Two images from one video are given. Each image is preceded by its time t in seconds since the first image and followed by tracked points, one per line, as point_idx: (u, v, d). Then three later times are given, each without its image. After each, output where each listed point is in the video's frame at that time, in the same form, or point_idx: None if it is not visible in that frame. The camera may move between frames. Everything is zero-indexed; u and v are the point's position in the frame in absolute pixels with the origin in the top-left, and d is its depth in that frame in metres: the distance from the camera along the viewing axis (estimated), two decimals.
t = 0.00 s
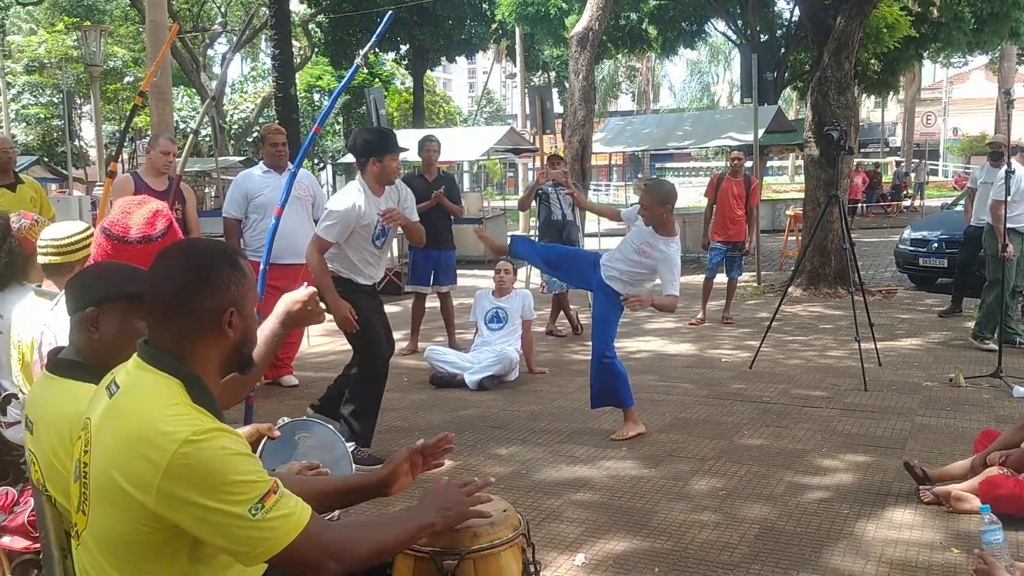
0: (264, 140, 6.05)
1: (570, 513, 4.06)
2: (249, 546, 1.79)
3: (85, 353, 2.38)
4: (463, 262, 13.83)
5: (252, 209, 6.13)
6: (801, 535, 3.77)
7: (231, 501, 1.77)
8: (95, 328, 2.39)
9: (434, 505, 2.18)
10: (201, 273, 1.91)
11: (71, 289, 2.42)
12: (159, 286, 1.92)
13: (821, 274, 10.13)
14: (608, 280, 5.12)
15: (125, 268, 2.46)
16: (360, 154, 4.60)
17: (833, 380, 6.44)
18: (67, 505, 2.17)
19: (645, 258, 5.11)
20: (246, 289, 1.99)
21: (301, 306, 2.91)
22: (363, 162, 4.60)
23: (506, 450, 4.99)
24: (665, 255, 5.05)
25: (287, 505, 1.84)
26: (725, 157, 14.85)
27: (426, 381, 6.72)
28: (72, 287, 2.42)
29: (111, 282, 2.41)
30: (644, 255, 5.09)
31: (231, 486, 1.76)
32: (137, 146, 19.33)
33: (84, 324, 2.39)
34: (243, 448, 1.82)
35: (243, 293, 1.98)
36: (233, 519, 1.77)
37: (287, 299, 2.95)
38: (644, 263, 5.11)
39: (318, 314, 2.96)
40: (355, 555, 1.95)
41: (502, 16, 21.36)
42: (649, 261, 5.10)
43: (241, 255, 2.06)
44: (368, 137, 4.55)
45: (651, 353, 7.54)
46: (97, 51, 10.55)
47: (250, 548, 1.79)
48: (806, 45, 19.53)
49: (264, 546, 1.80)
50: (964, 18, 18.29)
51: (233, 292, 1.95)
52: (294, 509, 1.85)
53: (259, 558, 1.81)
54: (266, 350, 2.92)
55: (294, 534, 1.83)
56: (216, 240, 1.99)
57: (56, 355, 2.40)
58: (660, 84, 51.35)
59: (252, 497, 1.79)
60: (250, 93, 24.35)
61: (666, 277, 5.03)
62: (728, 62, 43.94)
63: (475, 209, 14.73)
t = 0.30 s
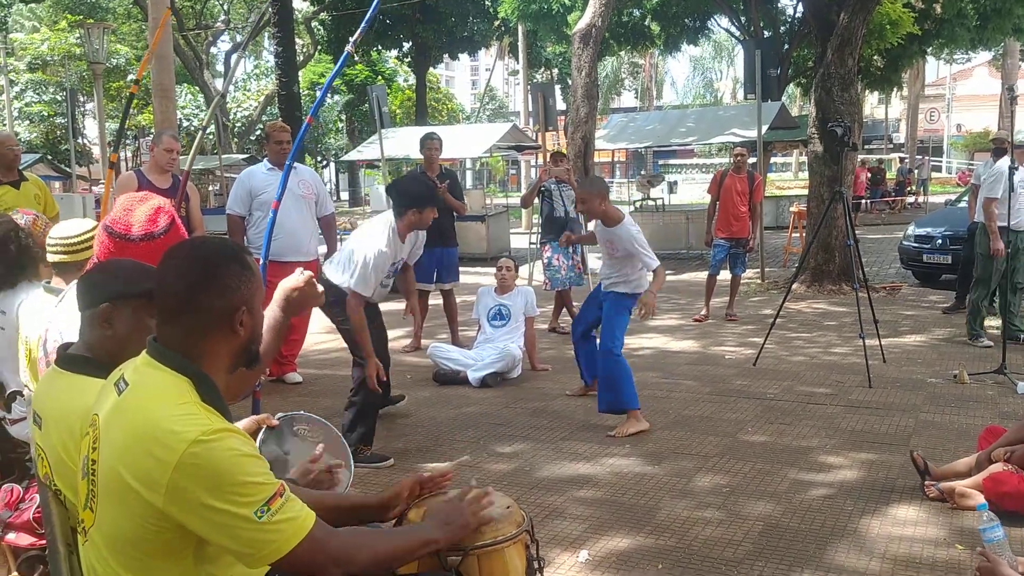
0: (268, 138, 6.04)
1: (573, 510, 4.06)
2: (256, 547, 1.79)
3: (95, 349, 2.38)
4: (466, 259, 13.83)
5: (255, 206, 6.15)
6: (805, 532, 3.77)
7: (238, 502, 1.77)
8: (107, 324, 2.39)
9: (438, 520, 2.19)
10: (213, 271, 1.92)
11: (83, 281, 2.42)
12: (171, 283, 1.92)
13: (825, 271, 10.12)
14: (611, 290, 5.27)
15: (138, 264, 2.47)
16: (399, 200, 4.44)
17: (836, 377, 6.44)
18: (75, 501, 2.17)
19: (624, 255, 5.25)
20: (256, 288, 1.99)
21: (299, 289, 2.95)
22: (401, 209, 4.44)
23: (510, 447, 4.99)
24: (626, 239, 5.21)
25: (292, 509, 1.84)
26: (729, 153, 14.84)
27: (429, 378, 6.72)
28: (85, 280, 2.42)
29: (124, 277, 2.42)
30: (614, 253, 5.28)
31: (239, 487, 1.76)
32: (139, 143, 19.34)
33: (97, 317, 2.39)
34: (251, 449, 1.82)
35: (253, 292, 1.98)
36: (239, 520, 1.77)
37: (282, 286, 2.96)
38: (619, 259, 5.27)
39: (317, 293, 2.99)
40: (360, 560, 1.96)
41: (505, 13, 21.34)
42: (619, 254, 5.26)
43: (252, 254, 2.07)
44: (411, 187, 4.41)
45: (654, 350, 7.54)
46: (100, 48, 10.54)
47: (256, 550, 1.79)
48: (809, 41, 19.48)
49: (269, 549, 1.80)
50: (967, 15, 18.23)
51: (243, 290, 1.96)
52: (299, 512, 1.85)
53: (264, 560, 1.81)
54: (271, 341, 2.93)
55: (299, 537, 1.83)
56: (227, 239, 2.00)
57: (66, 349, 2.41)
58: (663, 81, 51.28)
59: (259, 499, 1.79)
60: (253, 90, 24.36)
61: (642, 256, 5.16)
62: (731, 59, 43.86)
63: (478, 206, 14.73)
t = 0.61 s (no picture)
0: (275, 131, 6.05)
1: (579, 502, 4.07)
2: (260, 537, 1.80)
3: (108, 343, 2.40)
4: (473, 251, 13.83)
5: (262, 199, 6.15)
6: (812, 524, 3.76)
7: (242, 492, 1.77)
8: (133, 319, 2.42)
9: (443, 515, 2.23)
10: (216, 262, 1.93)
11: (91, 277, 2.42)
12: (174, 274, 1.92)
13: (833, 264, 10.09)
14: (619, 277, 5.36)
15: (146, 258, 2.49)
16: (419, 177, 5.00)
17: (844, 370, 6.43)
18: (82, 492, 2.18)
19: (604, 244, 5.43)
20: (260, 279, 2.00)
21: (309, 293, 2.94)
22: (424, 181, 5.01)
23: (516, 439, 5.00)
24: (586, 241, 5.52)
25: (297, 499, 1.85)
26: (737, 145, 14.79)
27: (436, 371, 6.74)
28: (94, 275, 2.41)
29: (133, 272, 2.43)
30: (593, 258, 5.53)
31: (243, 478, 1.77)
32: (147, 136, 19.37)
33: (123, 313, 2.41)
34: (254, 440, 1.83)
35: (256, 283, 1.99)
36: (244, 512, 1.78)
37: (297, 288, 2.96)
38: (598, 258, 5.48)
39: (329, 302, 2.97)
40: (363, 549, 1.98)
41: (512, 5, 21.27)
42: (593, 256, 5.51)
43: (254, 245, 2.07)
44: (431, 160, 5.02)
45: (661, 343, 7.53)
46: (107, 40, 10.54)
47: (260, 540, 1.80)
48: (818, 33, 19.36)
49: (273, 539, 1.81)
50: (976, 6, 18.05)
51: (246, 282, 1.97)
52: (303, 502, 1.86)
53: (268, 551, 1.82)
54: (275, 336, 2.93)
55: (303, 526, 1.84)
56: (229, 231, 2.01)
57: (71, 341, 2.42)
58: (671, 72, 51.09)
59: (263, 490, 1.80)
60: (260, 82, 24.36)
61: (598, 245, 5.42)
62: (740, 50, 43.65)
63: (485, 199, 14.72)
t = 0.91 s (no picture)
0: (274, 125, 6.05)
1: (578, 498, 4.07)
2: (258, 532, 1.80)
3: (104, 339, 2.38)
4: (472, 247, 13.83)
5: (261, 194, 6.15)
6: (811, 519, 3.77)
7: (240, 487, 1.78)
8: (129, 311, 2.39)
9: (440, 500, 2.23)
10: (211, 257, 1.93)
11: (77, 274, 2.37)
12: (168, 269, 1.92)
13: (832, 259, 10.10)
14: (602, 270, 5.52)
15: (139, 250, 2.46)
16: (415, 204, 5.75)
17: (843, 365, 6.43)
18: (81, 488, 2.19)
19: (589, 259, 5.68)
20: (254, 274, 2.00)
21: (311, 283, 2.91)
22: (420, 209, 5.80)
23: (515, 434, 5.01)
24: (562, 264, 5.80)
25: (295, 494, 1.85)
26: (737, 140, 14.78)
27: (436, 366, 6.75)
28: (81, 269, 2.37)
29: (122, 266, 2.39)
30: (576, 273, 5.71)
31: (241, 474, 1.78)
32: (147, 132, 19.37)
33: (118, 307, 2.38)
34: (251, 435, 1.83)
35: (250, 277, 1.99)
36: (242, 506, 1.79)
37: (295, 276, 2.94)
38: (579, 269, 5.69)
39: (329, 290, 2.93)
40: (364, 542, 1.98)
41: None
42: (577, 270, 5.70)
43: (248, 239, 2.08)
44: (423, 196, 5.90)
45: (660, 338, 7.54)
46: (106, 36, 10.52)
47: (258, 535, 1.81)
48: (818, 27, 19.32)
49: (271, 534, 1.81)
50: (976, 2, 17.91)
51: (241, 277, 1.97)
52: (301, 497, 1.87)
53: (266, 546, 1.82)
54: (275, 329, 2.91)
55: (301, 521, 1.85)
56: (224, 226, 2.01)
57: (66, 338, 2.41)
58: (670, 67, 50.98)
59: (261, 485, 1.80)
60: (259, 78, 24.31)
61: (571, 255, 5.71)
62: (740, 45, 43.55)
63: (484, 194, 14.73)
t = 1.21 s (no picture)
0: (273, 125, 6.05)
1: (578, 496, 4.08)
2: (262, 528, 1.81)
3: (100, 339, 2.38)
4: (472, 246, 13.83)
5: (260, 193, 6.14)
6: (810, 518, 3.78)
7: (243, 484, 1.78)
8: (125, 308, 2.39)
9: (447, 486, 2.24)
10: (214, 257, 1.94)
11: (69, 276, 2.36)
12: (170, 268, 1.93)
13: (832, 258, 10.10)
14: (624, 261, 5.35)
15: (134, 249, 2.46)
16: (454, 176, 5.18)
17: (842, 364, 6.43)
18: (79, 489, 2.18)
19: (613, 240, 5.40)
20: (257, 274, 2.01)
21: (306, 282, 2.95)
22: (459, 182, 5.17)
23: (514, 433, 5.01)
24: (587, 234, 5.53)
25: (297, 488, 1.85)
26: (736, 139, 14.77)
27: (436, 365, 6.75)
28: (74, 270, 2.36)
29: (116, 265, 2.38)
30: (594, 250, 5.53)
31: (243, 470, 1.78)
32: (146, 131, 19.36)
33: (113, 305, 2.38)
34: (252, 432, 1.83)
35: (254, 277, 2.00)
36: (245, 503, 1.79)
37: (298, 276, 2.97)
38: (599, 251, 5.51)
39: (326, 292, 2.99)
40: (366, 536, 1.99)
41: None
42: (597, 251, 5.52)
43: (251, 239, 2.08)
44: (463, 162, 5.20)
45: (660, 337, 7.54)
46: (106, 35, 10.51)
47: (260, 531, 1.81)
48: (818, 26, 19.31)
49: (272, 529, 1.82)
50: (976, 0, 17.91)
51: (245, 276, 1.97)
52: (303, 492, 1.87)
53: (269, 541, 1.82)
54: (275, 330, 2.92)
55: (303, 517, 1.85)
56: (228, 226, 2.02)
57: (63, 337, 2.41)
58: (670, 66, 50.96)
59: (263, 480, 1.80)
60: (258, 77, 24.31)
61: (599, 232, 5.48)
62: (739, 43, 43.53)
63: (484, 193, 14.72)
